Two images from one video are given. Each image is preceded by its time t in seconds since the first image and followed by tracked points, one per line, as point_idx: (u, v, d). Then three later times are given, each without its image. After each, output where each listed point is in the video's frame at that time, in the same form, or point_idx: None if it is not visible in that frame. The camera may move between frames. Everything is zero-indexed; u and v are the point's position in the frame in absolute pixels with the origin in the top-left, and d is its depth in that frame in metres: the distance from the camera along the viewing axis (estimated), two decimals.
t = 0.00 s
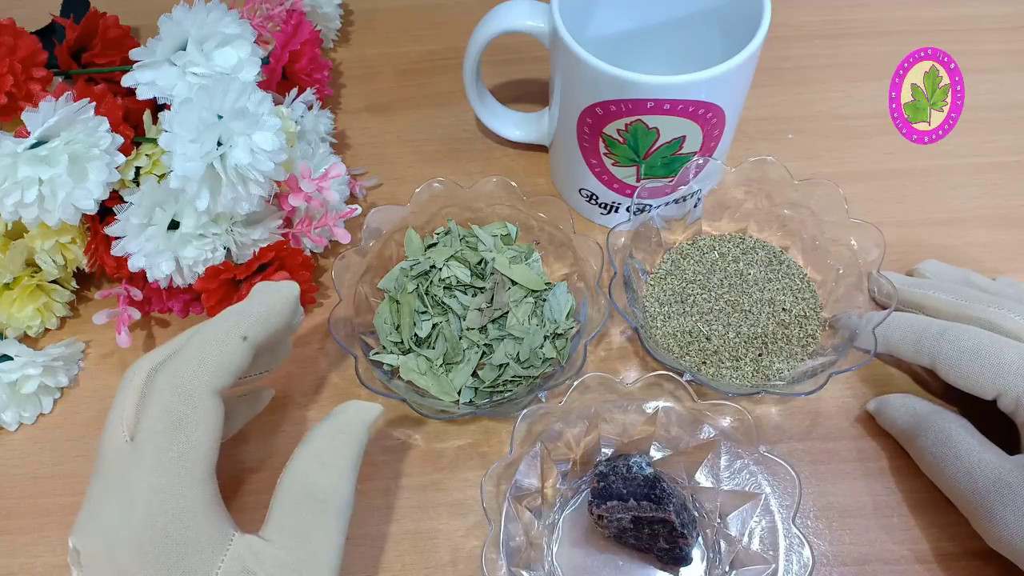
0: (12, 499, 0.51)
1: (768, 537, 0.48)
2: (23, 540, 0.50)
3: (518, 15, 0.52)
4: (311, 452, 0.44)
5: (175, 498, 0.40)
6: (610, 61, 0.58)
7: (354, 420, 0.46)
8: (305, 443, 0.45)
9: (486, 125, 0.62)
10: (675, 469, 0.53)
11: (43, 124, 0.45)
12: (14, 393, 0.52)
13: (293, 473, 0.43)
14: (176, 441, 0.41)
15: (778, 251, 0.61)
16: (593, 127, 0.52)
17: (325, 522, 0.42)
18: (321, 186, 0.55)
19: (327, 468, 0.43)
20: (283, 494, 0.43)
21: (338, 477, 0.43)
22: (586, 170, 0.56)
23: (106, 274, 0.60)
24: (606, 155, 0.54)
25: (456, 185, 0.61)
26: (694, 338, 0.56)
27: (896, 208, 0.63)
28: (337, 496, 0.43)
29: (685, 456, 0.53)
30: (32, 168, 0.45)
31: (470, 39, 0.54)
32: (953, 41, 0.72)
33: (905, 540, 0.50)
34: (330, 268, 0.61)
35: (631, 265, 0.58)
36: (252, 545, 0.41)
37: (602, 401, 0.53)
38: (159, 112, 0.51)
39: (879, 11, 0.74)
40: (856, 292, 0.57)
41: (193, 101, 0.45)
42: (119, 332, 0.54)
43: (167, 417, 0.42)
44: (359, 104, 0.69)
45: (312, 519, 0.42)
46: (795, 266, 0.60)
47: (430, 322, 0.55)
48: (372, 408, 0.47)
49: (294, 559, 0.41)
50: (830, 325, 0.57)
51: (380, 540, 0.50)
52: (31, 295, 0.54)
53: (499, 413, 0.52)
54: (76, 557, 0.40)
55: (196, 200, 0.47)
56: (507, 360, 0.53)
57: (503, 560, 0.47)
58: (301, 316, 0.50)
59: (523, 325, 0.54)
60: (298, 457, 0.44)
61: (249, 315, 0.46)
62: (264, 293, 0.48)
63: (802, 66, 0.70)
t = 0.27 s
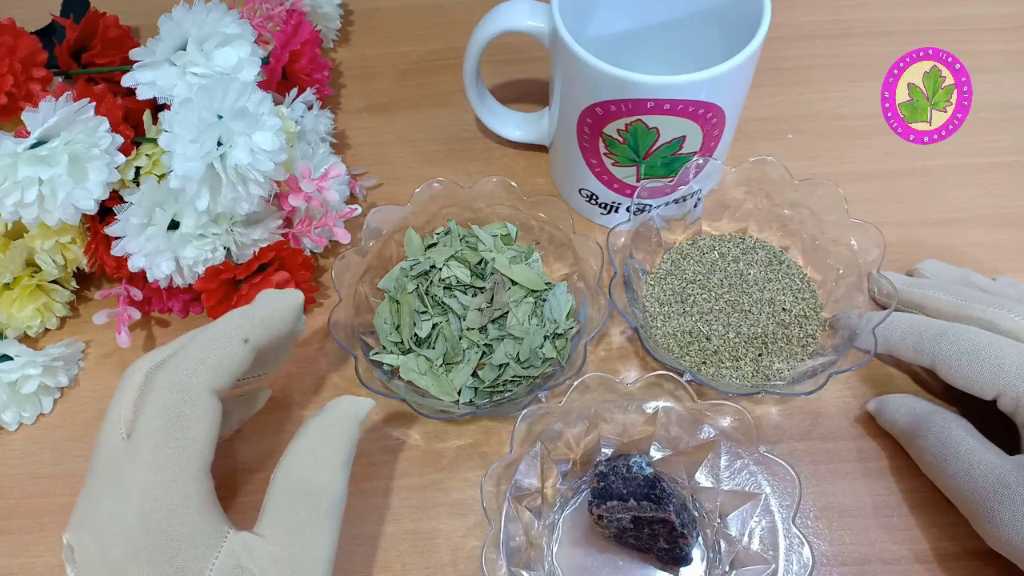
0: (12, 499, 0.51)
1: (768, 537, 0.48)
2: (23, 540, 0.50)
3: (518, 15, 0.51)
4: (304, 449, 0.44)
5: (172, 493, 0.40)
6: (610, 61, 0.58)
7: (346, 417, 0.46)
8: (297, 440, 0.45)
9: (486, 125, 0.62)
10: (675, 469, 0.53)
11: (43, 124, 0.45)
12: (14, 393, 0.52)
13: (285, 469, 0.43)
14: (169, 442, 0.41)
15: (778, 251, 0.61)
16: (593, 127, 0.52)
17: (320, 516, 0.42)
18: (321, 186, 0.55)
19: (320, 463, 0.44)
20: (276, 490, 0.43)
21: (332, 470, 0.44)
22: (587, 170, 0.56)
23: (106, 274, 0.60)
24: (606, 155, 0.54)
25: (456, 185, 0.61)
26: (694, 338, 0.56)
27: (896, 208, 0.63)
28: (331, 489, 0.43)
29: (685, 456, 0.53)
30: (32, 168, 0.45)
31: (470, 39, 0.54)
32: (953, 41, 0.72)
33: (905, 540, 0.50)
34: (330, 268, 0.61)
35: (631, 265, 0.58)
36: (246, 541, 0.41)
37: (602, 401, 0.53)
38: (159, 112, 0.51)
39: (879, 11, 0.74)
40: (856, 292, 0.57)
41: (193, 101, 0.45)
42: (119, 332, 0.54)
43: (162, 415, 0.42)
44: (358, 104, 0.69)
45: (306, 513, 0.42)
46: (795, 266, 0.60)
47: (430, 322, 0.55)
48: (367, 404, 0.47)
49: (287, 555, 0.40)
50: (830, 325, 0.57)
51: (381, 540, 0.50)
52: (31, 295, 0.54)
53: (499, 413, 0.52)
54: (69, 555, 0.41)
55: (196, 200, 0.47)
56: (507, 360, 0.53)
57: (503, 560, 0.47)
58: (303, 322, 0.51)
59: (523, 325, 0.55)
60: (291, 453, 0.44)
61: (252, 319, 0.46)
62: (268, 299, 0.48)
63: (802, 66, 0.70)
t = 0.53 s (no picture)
0: (11, 499, 0.51)
1: (768, 537, 0.48)
2: (23, 540, 0.50)
3: (518, 15, 0.51)
4: (262, 455, 0.41)
5: (126, 514, 0.37)
6: (610, 61, 0.58)
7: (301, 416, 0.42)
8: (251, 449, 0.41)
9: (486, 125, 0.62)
10: (675, 469, 0.53)
11: (43, 124, 0.45)
12: (14, 393, 0.52)
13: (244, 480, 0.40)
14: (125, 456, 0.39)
15: (778, 251, 0.61)
16: (593, 127, 0.52)
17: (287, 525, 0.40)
18: (321, 186, 0.55)
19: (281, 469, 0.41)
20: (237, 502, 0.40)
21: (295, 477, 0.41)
22: (587, 170, 0.56)
23: (106, 274, 0.60)
24: (606, 155, 0.54)
25: (456, 185, 0.61)
26: (694, 338, 0.56)
27: (896, 208, 0.63)
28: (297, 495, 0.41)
29: (685, 456, 0.53)
30: (32, 168, 0.45)
31: (470, 39, 0.54)
32: (953, 41, 0.72)
33: (905, 540, 0.50)
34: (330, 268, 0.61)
35: (631, 265, 0.58)
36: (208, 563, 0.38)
37: (602, 401, 0.53)
38: (160, 112, 0.51)
39: (879, 11, 0.74)
40: (856, 292, 0.57)
41: (193, 101, 0.45)
42: (119, 332, 0.54)
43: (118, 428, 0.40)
44: (358, 104, 0.69)
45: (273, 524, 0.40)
46: (795, 266, 0.60)
47: (430, 322, 0.55)
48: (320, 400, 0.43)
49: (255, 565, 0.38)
50: (830, 325, 0.57)
51: (380, 540, 0.50)
52: (31, 295, 0.54)
53: (499, 413, 0.52)
54: None
55: (196, 200, 0.47)
56: (507, 360, 0.53)
57: (503, 560, 0.47)
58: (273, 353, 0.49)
59: (523, 325, 0.55)
60: (249, 462, 0.41)
61: (217, 333, 0.45)
62: (233, 313, 0.47)
63: (802, 66, 0.70)
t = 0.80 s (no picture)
0: (11, 499, 0.51)
1: (768, 537, 0.48)
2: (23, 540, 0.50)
3: (518, 15, 0.52)
4: (246, 434, 0.42)
5: (117, 509, 0.38)
6: (610, 61, 0.58)
7: (281, 397, 0.43)
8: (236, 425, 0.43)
9: (486, 125, 0.62)
10: (675, 469, 0.53)
11: (43, 124, 0.45)
12: (15, 393, 0.52)
13: (229, 454, 0.42)
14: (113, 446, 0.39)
15: (778, 251, 0.61)
16: (593, 127, 0.52)
17: (272, 507, 0.41)
18: (321, 186, 0.55)
19: (262, 448, 0.42)
20: (222, 478, 0.42)
21: (279, 457, 0.42)
22: (586, 170, 0.56)
23: (106, 274, 0.60)
24: (606, 155, 0.54)
25: (456, 185, 0.61)
26: (694, 338, 0.56)
27: (896, 208, 0.63)
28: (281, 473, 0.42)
29: (685, 456, 0.53)
30: (32, 168, 0.45)
31: (470, 39, 0.54)
32: (953, 41, 0.72)
33: (905, 540, 0.50)
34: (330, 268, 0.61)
35: (631, 265, 0.58)
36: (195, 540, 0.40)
37: (602, 401, 0.53)
38: (160, 112, 0.51)
39: (879, 11, 0.74)
40: (856, 292, 0.57)
41: (193, 101, 0.45)
42: (119, 332, 0.54)
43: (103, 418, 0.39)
44: (358, 104, 0.69)
45: (258, 501, 0.41)
46: (795, 266, 0.60)
47: (430, 322, 0.55)
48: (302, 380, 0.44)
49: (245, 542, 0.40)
50: (830, 325, 0.57)
51: (380, 540, 0.50)
52: (31, 295, 0.54)
53: (499, 413, 0.52)
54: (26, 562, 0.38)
55: (196, 200, 0.47)
56: (507, 360, 0.53)
57: (503, 560, 0.47)
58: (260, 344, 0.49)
59: (523, 325, 0.55)
60: (231, 441, 0.42)
61: (194, 321, 0.43)
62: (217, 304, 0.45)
63: (802, 66, 0.70)
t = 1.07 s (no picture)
0: (11, 499, 0.51)
1: (768, 537, 0.48)
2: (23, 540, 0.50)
3: (518, 15, 0.51)
4: (228, 432, 0.41)
5: (99, 513, 0.37)
6: (610, 61, 0.58)
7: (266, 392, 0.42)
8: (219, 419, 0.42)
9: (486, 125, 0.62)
10: (675, 469, 0.53)
11: (43, 124, 0.45)
12: (14, 393, 0.52)
13: (211, 451, 0.40)
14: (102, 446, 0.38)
15: (778, 251, 0.61)
16: (593, 127, 0.52)
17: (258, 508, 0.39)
18: (321, 186, 0.55)
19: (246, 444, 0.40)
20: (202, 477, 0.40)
21: (260, 454, 0.40)
22: (586, 170, 0.56)
23: (106, 274, 0.60)
24: (606, 155, 0.54)
25: (456, 185, 0.61)
26: (694, 338, 0.56)
27: (896, 208, 0.63)
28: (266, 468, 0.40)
29: (685, 456, 0.53)
30: (32, 168, 0.45)
31: (470, 39, 0.54)
32: (953, 41, 0.72)
33: (905, 540, 0.50)
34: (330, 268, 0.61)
35: (631, 265, 0.58)
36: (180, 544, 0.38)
37: (602, 401, 0.53)
38: (160, 112, 0.51)
39: (879, 11, 0.74)
40: (856, 292, 0.57)
41: (193, 101, 0.45)
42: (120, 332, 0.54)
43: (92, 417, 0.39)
44: (358, 104, 0.69)
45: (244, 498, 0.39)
46: (795, 266, 0.60)
47: (430, 322, 0.55)
48: (281, 377, 0.43)
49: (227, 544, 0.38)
50: (830, 325, 0.57)
51: (381, 540, 0.50)
52: (31, 295, 0.54)
53: (499, 413, 0.52)
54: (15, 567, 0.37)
55: (195, 200, 0.47)
56: (507, 360, 0.53)
57: (503, 560, 0.47)
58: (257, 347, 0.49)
59: (523, 325, 0.55)
60: (215, 440, 0.41)
61: (185, 321, 0.43)
62: (209, 309, 0.44)
63: (802, 66, 0.70)
